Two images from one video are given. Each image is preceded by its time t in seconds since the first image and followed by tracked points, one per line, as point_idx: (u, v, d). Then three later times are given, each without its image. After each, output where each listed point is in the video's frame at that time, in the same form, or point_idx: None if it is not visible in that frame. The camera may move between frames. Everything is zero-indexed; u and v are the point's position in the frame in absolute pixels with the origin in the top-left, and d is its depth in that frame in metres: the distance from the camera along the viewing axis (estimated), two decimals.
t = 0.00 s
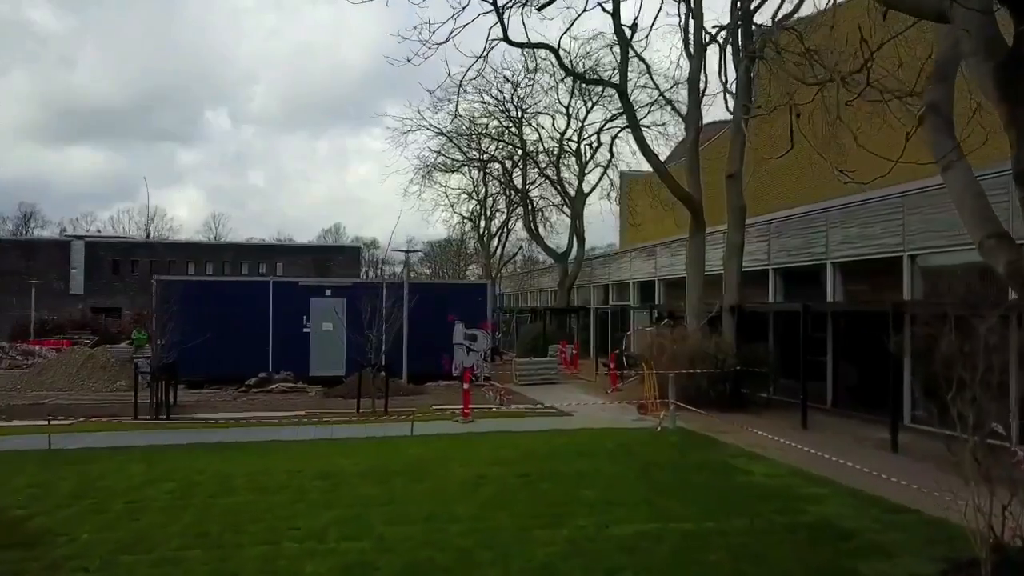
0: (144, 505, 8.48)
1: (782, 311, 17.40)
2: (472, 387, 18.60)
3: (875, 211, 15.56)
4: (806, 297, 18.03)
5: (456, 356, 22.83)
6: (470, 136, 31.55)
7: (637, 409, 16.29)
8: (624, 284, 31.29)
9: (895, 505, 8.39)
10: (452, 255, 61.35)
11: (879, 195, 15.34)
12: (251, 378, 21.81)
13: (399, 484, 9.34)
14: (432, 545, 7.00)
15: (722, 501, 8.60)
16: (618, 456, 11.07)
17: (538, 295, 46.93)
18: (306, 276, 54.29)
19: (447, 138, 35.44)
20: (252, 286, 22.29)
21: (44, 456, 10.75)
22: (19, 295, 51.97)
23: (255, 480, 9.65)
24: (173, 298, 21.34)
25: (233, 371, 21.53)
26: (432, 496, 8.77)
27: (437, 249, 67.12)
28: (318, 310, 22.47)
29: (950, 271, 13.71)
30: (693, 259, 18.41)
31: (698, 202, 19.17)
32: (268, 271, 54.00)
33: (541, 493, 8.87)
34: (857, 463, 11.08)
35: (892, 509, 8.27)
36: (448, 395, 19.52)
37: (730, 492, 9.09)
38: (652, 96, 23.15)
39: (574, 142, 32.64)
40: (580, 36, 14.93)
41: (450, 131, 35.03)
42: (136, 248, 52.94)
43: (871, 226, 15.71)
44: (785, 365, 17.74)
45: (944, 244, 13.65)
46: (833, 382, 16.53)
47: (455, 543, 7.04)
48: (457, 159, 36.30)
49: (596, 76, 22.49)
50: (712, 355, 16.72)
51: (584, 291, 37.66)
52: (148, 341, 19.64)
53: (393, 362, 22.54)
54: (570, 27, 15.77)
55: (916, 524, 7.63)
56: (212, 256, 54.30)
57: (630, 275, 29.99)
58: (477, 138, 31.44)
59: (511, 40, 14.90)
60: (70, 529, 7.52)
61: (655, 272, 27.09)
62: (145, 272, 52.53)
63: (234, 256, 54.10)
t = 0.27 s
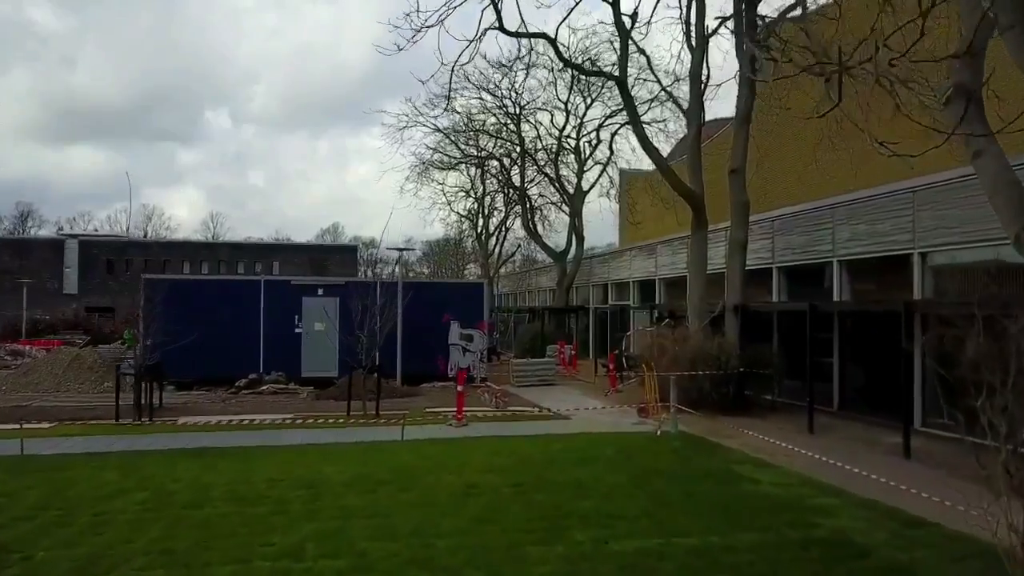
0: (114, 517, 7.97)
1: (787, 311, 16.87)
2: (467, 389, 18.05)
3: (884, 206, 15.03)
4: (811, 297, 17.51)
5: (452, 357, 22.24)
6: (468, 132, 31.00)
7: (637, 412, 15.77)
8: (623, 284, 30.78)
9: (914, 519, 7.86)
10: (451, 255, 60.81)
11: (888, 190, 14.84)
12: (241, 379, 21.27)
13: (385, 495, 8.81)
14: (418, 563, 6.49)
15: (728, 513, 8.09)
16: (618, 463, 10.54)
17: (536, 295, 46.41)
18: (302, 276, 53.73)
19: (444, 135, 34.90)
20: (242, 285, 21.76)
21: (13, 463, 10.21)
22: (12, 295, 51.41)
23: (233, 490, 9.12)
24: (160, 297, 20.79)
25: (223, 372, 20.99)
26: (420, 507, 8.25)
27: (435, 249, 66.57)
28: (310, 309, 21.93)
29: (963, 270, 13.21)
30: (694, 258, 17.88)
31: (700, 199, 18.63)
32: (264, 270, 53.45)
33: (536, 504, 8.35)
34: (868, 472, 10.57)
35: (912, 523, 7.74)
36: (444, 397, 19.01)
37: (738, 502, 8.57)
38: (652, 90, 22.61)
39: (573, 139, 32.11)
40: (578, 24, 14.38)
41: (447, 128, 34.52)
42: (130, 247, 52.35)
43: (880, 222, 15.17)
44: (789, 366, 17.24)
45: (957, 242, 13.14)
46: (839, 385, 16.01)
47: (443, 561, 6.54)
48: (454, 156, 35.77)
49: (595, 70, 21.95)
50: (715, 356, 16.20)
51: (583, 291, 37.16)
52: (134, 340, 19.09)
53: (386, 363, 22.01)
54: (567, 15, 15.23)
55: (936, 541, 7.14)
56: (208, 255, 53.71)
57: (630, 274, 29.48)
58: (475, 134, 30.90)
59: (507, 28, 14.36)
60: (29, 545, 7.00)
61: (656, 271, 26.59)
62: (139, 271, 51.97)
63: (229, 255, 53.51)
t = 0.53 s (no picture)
0: (71, 523, 7.35)
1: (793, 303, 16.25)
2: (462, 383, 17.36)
3: (895, 194, 14.37)
4: (818, 289, 16.90)
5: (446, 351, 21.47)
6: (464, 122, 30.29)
7: (637, 407, 15.15)
8: (623, 276, 30.16)
9: (937, 525, 7.27)
10: (448, 247, 60.24)
11: (900, 176, 14.19)
12: (228, 373, 20.65)
13: (368, 498, 8.22)
14: None
15: (735, 518, 7.49)
16: (617, 463, 9.95)
17: (534, 288, 45.80)
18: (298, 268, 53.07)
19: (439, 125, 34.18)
20: (229, 276, 21.11)
21: None
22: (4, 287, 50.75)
23: (206, 492, 8.51)
24: (144, 289, 20.13)
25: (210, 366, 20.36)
26: (404, 512, 7.65)
27: (432, 241, 65.89)
28: (300, 301, 21.29)
29: (979, 260, 12.60)
30: (697, 248, 17.23)
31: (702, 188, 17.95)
32: (259, 262, 52.87)
33: (529, 509, 7.75)
34: (882, 472, 9.98)
35: (936, 530, 7.15)
36: (437, 392, 18.41)
37: (746, 506, 7.97)
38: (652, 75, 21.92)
39: (572, 128, 31.41)
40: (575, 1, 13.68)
41: (443, 118, 33.81)
42: (123, 239, 51.66)
43: (891, 211, 14.51)
44: (795, 360, 16.63)
45: (973, 231, 12.52)
46: (847, 380, 15.42)
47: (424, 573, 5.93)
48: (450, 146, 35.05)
49: (594, 55, 21.25)
50: (717, 349, 15.56)
51: (582, 283, 36.55)
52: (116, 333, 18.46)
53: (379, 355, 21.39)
54: None
55: (964, 551, 6.54)
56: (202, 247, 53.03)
57: (629, 265, 28.86)
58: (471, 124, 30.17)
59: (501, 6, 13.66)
60: None
61: (656, 262, 25.97)
62: (133, 264, 51.31)
63: (224, 247, 52.84)
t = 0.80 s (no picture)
0: (44, 500, 7.05)
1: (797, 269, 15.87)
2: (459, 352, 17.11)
3: (904, 156, 13.90)
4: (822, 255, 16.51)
5: (443, 318, 21.37)
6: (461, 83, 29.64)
7: (636, 376, 14.82)
8: (623, 241, 29.74)
9: (948, 504, 6.98)
10: (446, 213, 59.69)
11: (910, 137, 13.70)
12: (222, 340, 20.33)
13: (357, 473, 7.91)
14: (381, 559, 5.57)
15: (737, 495, 7.18)
16: (615, 435, 9.65)
17: (533, 253, 45.41)
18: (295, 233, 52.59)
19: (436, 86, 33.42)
20: (221, 241, 20.68)
21: None
22: None
23: (189, 466, 8.21)
24: (133, 255, 19.73)
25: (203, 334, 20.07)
26: (393, 488, 7.34)
27: (430, 205, 65.32)
28: (293, 266, 20.89)
29: (990, 225, 12.19)
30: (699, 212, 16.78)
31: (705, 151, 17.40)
32: (255, 228, 52.35)
33: (523, 485, 7.45)
34: (889, 444, 9.69)
35: (947, 509, 6.86)
36: (434, 359, 18.11)
37: (749, 482, 7.67)
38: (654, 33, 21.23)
39: (572, 88, 30.74)
40: None
41: (440, 79, 33.08)
42: (118, 203, 51.11)
43: (899, 173, 14.05)
44: (797, 327, 16.30)
45: (985, 194, 12.09)
46: (851, 348, 15.12)
47: (409, 556, 5.62)
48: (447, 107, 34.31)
49: (595, 11, 20.53)
50: (719, 317, 15.16)
51: (581, 249, 36.16)
52: (104, 300, 18.08)
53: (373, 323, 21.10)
54: None
55: (979, 535, 6.23)
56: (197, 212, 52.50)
57: (629, 231, 28.44)
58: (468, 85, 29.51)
59: None
60: None
61: (656, 227, 25.54)
62: (128, 229, 50.88)
63: (220, 212, 52.32)
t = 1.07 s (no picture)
0: None
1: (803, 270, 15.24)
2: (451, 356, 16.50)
3: (916, 152, 13.26)
4: (828, 255, 15.88)
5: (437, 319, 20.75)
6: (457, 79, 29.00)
7: (635, 381, 14.20)
8: (621, 241, 29.12)
9: (977, 529, 6.36)
10: (444, 213, 59.08)
11: (923, 132, 13.08)
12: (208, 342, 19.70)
13: (332, 492, 7.28)
14: None
15: (744, 519, 6.57)
16: (612, 448, 9.02)
17: (531, 253, 44.79)
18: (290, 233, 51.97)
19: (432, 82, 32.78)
20: (207, 240, 20.05)
21: None
22: None
23: (150, 483, 7.57)
24: (115, 255, 19.11)
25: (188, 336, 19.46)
26: (369, 511, 6.71)
27: (427, 205, 64.67)
28: (282, 267, 20.25)
29: (1008, 224, 11.55)
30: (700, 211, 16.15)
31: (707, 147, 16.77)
32: (250, 228, 51.74)
33: (511, 507, 6.81)
34: (905, 459, 9.06)
35: (975, 535, 6.24)
36: (425, 363, 17.49)
37: (758, 503, 7.04)
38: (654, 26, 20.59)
39: (570, 85, 30.10)
40: None
41: (436, 75, 32.46)
42: (111, 202, 50.51)
43: (911, 170, 13.42)
44: (803, 331, 15.68)
45: (1002, 190, 11.44)
46: (859, 352, 14.49)
47: None
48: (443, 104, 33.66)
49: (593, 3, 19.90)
50: (722, 320, 14.52)
51: (579, 249, 35.53)
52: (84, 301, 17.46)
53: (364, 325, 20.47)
54: None
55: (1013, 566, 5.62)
56: (191, 211, 51.88)
57: (629, 230, 27.82)
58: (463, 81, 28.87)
59: None
60: None
61: (656, 227, 24.91)
62: (121, 228, 50.27)
63: (214, 211, 51.73)
